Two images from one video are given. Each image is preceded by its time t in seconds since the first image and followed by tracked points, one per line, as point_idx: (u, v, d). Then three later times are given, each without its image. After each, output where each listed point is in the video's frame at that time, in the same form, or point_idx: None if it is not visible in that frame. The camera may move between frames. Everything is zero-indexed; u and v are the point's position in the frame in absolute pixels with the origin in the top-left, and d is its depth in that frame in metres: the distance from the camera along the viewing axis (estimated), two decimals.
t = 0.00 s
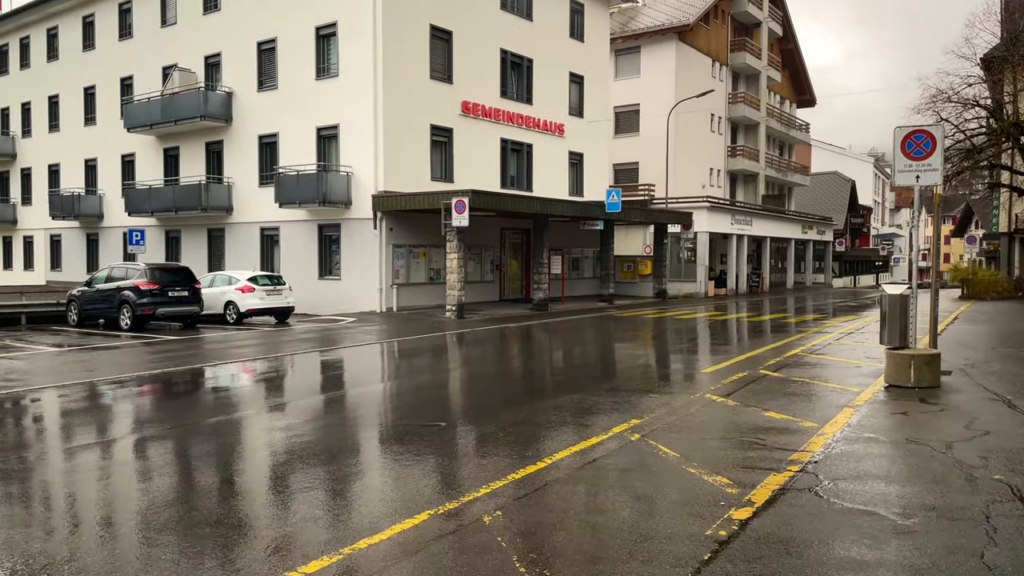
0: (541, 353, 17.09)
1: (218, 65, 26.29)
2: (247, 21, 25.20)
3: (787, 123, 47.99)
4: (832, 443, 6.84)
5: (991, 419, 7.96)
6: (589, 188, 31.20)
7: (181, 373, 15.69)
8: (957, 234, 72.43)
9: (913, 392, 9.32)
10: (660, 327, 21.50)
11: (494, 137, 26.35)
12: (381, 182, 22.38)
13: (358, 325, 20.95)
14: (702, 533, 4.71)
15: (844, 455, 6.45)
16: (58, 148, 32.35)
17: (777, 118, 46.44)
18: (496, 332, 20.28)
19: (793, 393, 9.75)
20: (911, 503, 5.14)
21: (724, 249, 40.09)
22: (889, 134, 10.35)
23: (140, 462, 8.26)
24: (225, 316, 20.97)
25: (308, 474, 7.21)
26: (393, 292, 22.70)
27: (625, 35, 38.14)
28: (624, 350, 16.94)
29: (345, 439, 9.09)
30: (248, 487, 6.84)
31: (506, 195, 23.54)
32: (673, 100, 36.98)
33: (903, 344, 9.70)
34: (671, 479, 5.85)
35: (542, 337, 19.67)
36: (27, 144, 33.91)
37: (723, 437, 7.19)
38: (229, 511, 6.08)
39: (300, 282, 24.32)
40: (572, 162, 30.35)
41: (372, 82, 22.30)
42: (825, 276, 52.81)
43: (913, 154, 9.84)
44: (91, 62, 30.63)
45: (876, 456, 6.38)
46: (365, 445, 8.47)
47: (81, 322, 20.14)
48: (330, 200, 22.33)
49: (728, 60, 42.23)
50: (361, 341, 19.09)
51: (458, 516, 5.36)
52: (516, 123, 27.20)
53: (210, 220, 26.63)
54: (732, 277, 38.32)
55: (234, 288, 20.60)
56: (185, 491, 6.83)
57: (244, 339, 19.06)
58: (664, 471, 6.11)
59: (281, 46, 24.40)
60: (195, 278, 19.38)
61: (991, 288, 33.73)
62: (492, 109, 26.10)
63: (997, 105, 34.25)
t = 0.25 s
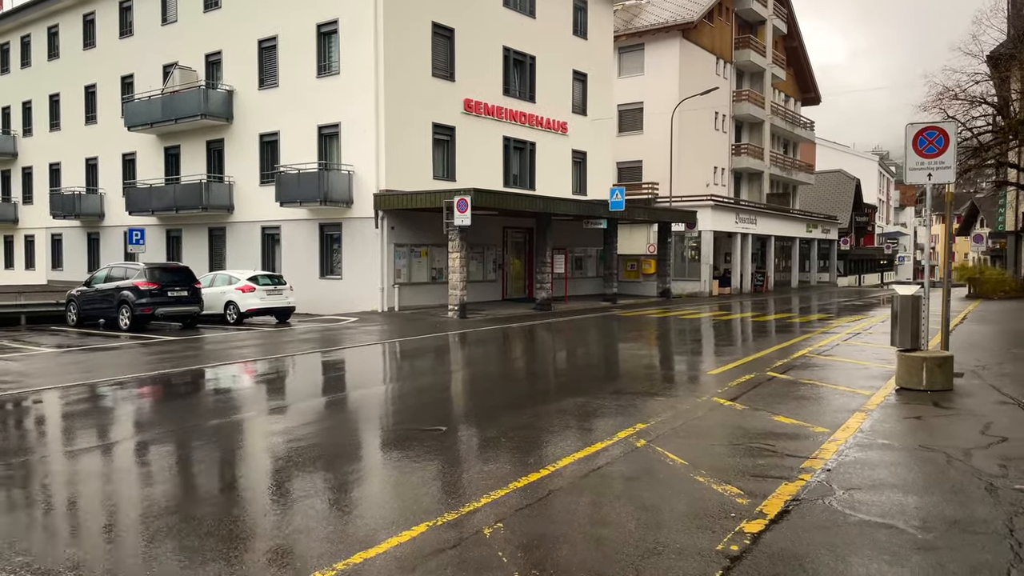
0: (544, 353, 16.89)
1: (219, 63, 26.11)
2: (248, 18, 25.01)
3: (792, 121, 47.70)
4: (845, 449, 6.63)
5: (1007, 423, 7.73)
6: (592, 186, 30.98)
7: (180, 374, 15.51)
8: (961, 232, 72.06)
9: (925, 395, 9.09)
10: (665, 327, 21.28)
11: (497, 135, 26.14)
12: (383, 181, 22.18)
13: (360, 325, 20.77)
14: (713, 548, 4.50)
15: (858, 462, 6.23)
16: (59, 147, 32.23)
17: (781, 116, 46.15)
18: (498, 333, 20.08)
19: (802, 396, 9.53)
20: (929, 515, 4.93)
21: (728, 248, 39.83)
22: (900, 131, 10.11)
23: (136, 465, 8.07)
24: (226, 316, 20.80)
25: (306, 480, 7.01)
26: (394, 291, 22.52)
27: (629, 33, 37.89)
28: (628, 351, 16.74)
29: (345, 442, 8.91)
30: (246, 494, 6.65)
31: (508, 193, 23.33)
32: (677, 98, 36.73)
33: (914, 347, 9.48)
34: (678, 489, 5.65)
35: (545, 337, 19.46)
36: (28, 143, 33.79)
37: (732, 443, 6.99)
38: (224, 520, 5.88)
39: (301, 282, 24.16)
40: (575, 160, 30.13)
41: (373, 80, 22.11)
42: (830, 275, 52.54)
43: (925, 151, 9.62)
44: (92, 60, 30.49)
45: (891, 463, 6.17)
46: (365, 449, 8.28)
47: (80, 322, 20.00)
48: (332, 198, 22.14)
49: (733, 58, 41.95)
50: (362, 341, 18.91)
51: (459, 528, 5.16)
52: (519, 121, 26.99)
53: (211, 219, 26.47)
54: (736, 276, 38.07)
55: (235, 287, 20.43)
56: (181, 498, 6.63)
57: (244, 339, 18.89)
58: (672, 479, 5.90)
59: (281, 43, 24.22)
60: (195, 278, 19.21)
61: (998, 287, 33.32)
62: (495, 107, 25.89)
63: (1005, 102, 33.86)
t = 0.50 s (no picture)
0: (546, 352, 16.68)
1: (219, 59, 25.92)
2: (247, 15, 24.83)
3: (796, 119, 47.42)
4: (855, 450, 6.41)
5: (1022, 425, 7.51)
6: (595, 184, 30.74)
7: (178, 373, 15.32)
8: (966, 231, 71.76)
9: (936, 395, 8.86)
10: (668, 326, 21.05)
11: (499, 132, 25.92)
12: (383, 178, 21.97)
13: (360, 323, 20.59)
14: (721, 556, 4.29)
15: (869, 464, 6.00)
16: (59, 145, 32.08)
17: (785, 113, 45.87)
18: (500, 331, 19.86)
19: (810, 396, 9.30)
20: (946, 521, 4.72)
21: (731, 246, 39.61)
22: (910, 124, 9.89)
23: (127, 465, 7.87)
24: (224, 315, 20.63)
25: (301, 482, 6.80)
26: (395, 290, 22.32)
27: (632, 30, 37.65)
28: (630, 350, 16.53)
29: (343, 441, 8.70)
30: (239, 496, 6.44)
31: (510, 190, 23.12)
32: (680, 95, 36.48)
33: (925, 345, 9.26)
34: (684, 493, 5.43)
35: (547, 336, 19.25)
36: (28, 141, 33.66)
37: (739, 444, 6.77)
38: (215, 524, 5.67)
39: (301, 280, 23.97)
40: (578, 158, 29.91)
41: (374, 76, 21.90)
42: (834, 274, 52.25)
43: (935, 145, 9.40)
44: (92, 57, 30.33)
45: (904, 466, 5.95)
46: (363, 449, 8.07)
47: (78, 320, 19.83)
48: (332, 196, 21.95)
49: (736, 55, 41.68)
50: (362, 340, 18.71)
51: (456, 533, 4.95)
52: (521, 118, 26.77)
53: (211, 217, 26.30)
54: (740, 275, 37.82)
55: (234, 285, 20.25)
56: (172, 500, 6.43)
57: (243, 338, 18.71)
58: (675, 483, 5.69)
59: (281, 40, 24.02)
60: (193, 275, 19.03)
61: (1004, 286, 32.86)
62: (496, 104, 25.67)
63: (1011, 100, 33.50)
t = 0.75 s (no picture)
0: (547, 352, 16.45)
1: (217, 56, 25.70)
2: (245, 11, 24.60)
3: (799, 116, 47.14)
4: (865, 455, 6.17)
5: None
6: (596, 182, 30.50)
7: (174, 372, 15.10)
8: (969, 230, 71.42)
9: (947, 397, 8.62)
10: (670, 325, 20.82)
11: (499, 129, 25.68)
12: (382, 176, 21.74)
13: (359, 323, 20.38)
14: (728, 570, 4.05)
15: (879, 470, 5.77)
16: (57, 143, 31.89)
17: (788, 111, 45.58)
18: (500, 331, 19.64)
19: (816, 397, 9.06)
20: (964, 531, 4.49)
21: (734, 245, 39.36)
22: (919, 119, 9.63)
23: (114, 468, 7.63)
24: (221, 314, 20.43)
25: (291, 486, 6.56)
26: (394, 289, 22.10)
27: (634, 27, 37.38)
28: (631, 349, 16.30)
29: (337, 443, 8.46)
30: (227, 501, 6.19)
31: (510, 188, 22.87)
32: (682, 93, 36.21)
33: (934, 345, 9.01)
34: (687, 500, 5.20)
35: (547, 335, 19.02)
36: (26, 139, 33.46)
37: (744, 448, 6.52)
38: (199, 532, 5.42)
39: (300, 279, 23.76)
40: (579, 156, 29.67)
41: (373, 73, 21.67)
42: (837, 273, 51.99)
43: (945, 140, 9.15)
44: (90, 55, 30.13)
45: (916, 472, 5.71)
46: (357, 452, 7.84)
47: (74, 319, 19.63)
48: (330, 194, 21.73)
49: (739, 52, 41.39)
50: (361, 340, 18.49)
51: (449, 544, 4.71)
52: (521, 115, 26.53)
53: (209, 216, 26.09)
54: (742, 274, 37.58)
55: (231, 285, 20.01)
56: (158, 506, 6.18)
57: (240, 337, 18.50)
58: (679, 489, 5.45)
59: (279, 36, 23.80)
60: (190, 275, 18.82)
61: (1009, 285, 32.66)
62: (496, 101, 25.43)
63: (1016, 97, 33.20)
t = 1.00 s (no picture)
0: (548, 353, 16.24)
1: (215, 55, 25.51)
2: (244, 9, 24.39)
3: (802, 115, 46.87)
4: (876, 464, 5.94)
5: None
6: (597, 181, 30.27)
7: (171, 374, 14.91)
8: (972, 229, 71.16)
9: (956, 402, 8.39)
10: (672, 326, 20.61)
11: (499, 128, 25.47)
12: (381, 175, 21.54)
13: (358, 323, 20.18)
14: None
15: (890, 480, 5.55)
16: (55, 142, 31.72)
17: (790, 110, 45.32)
18: (500, 332, 19.44)
19: (822, 401, 8.84)
20: (981, 549, 4.27)
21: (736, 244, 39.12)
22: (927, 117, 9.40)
23: (102, 474, 7.41)
24: (219, 315, 20.26)
25: (282, 495, 6.35)
26: (393, 289, 21.90)
27: (635, 25, 37.14)
28: (633, 351, 16.09)
29: (330, 447, 8.23)
30: (214, 511, 5.97)
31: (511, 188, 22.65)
32: (684, 91, 35.97)
33: (943, 349, 8.80)
34: (691, 513, 4.99)
35: (548, 336, 18.82)
36: (24, 138, 33.30)
37: (750, 457, 6.30)
38: (184, 546, 5.19)
39: (298, 279, 23.58)
40: (580, 155, 29.45)
41: (372, 71, 21.45)
42: (840, 272, 51.76)
43: (954, 138, 8.92)
44: (88, 53, 29.94)
45: (929, 483, 5.49)
46: (351, 457, 7.61)
47: (70, 320, 19.46)
48: (329, 193, 21.53)
49: (741, 50, 41.14)
50: (360, 340, 18.30)
51: (442, 561, 4.50)
52: (522, 114, 26.31)
53: (208, 215, 25.90)
54: (745, 274, 37.35)
55: (228, 285, 19.81)
56: (144, 516, 5.96)
57: (238, 338, 18.31)
58: (682, 502, 5.24)
59: (278, 34, 23.60)
60: (187, 275, 18.63)
61: (1015, 283, 32.51)
62: (497, 100, 25.21)
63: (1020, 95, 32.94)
